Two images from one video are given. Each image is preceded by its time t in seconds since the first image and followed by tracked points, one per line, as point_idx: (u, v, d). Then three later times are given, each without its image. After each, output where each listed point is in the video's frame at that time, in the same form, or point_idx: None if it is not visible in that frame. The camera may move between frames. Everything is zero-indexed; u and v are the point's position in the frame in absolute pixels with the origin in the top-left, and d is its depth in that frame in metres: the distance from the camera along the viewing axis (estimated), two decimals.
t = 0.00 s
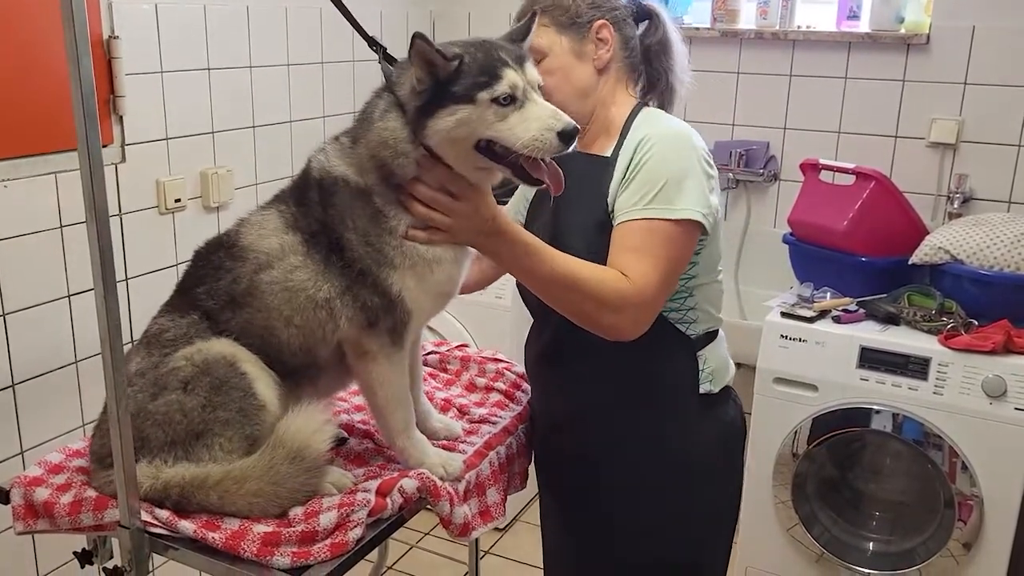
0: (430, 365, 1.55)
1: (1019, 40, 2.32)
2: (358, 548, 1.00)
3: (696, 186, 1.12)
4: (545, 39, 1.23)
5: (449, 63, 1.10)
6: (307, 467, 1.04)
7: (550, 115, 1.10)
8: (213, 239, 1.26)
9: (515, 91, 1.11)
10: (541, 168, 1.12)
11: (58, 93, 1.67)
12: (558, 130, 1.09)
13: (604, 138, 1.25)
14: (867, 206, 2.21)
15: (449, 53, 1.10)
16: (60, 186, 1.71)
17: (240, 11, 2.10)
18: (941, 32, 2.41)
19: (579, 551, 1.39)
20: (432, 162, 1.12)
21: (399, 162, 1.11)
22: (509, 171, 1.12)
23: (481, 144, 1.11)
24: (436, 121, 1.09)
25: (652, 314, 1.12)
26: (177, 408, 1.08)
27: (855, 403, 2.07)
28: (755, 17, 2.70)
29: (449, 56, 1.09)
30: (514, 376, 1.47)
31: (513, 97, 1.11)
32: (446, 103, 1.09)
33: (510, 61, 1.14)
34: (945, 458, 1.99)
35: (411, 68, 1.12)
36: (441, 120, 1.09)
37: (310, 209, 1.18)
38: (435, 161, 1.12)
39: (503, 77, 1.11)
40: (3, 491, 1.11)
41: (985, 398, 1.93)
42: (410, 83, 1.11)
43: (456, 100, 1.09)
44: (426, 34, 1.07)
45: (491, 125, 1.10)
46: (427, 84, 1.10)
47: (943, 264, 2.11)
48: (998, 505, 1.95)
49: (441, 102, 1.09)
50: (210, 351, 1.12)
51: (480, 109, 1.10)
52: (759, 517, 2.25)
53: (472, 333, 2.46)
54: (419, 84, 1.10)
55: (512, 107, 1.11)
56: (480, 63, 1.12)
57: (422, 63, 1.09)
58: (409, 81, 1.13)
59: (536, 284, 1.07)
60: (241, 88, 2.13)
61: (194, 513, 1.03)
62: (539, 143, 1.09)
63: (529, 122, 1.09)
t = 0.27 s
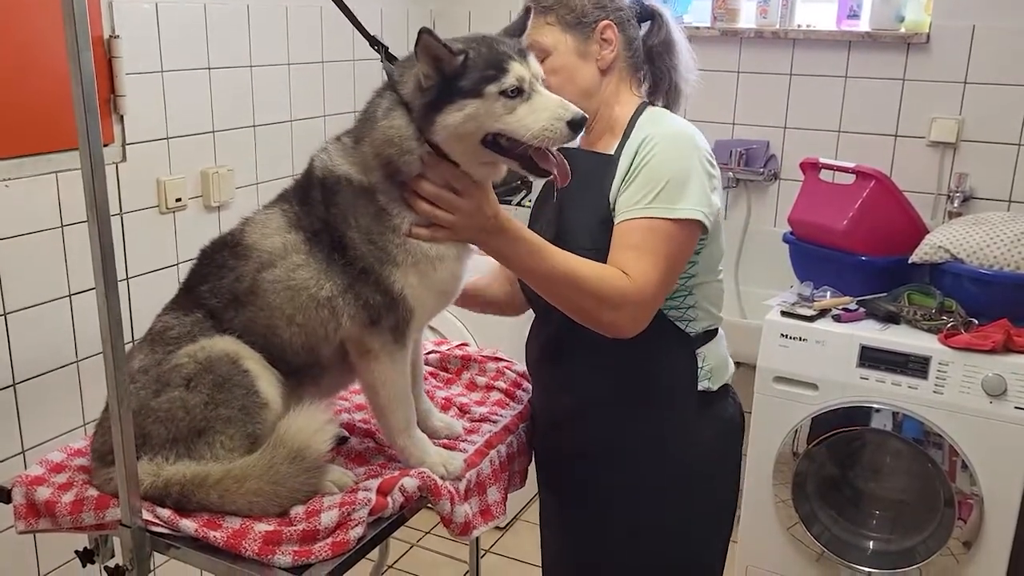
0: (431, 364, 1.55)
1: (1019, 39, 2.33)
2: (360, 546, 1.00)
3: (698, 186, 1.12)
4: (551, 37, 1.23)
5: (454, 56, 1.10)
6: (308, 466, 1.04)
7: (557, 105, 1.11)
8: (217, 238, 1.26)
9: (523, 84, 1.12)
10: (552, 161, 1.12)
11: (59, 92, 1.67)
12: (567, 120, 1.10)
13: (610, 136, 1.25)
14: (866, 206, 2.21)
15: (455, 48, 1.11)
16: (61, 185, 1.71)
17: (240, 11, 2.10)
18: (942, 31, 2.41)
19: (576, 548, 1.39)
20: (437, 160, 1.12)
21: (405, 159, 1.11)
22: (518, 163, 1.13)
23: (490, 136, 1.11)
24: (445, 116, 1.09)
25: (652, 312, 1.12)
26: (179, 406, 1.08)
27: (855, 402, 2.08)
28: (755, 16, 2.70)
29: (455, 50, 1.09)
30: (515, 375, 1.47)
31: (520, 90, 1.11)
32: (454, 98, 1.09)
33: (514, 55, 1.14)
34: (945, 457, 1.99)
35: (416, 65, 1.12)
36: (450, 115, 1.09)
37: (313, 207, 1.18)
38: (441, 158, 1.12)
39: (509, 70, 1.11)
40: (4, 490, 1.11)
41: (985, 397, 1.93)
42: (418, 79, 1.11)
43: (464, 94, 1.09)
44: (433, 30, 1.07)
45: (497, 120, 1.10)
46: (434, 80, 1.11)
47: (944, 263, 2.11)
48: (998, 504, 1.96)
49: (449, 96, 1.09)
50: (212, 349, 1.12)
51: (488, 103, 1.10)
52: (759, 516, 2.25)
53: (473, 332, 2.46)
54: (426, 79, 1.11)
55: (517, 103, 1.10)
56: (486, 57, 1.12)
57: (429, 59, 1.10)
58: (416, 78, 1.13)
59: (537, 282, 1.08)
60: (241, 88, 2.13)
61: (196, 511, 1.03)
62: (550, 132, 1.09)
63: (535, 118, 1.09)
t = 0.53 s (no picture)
0: (432, 368, 1.55)
1: (1017, 44, 2.34)
2: (361, 550, 1.01)
3: (695, 188, 1.13)
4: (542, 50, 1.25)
5: (455, 64, 1.10)
6: (310, 472, 1.05)
7: (559, 108, 1.11)
8: (218, 242, 1.26)
9: (523, 88, 1.12)
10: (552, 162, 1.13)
11: (61, 97, 1.68)
12: (568, 122, 1.11)
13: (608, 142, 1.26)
14: (865, 210, 2.21)
15: (455, 54, 1.10)
16: (63, 190, 1.72)
17: (242, 16, 2.11)
18: (940, 36, 2.42)
19: (577, 548, 1.41)
20: (439, 166, 1.12)
21: (407, 166, 1.12)
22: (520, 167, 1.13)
23: (491, 142, 1.12)
24: (448, 123, 1.10)
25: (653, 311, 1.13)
26: (180, 412, 1.09)
27: (854, 405, 2.08)
28: (755, 21, 2.72)
29: (456, 58, 1.09)
30: (515, 379, 1.48)
31: (521, 94, 1.12)
32: (456, 104, 1.10)
33: (513, 58, 1.15)
34: (944, 460, 2.00)
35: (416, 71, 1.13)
36: (452, 121, 1.10)
37: (314, 214, 1.18)
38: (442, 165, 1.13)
39: (509, 75, 1.12)
40: (8, 494, 1.12)
41: (983, 400, 1.94)
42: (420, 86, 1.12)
43: (466, 100, 1.10)
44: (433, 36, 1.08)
45: (497, 128, 1.11)
46: (436, 86, 1.11)
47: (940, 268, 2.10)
48: (996, 507, 1.96)
49: (451, 103, 1.10)
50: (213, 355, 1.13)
51: (490, 108, 1.10)
52: (758, 519, 2.26)
53: (473, 336, 2.47)
54: (427, 86, 1.11)
55: (517, 112, 1.11)
56: (486, 62, 1.12)
57: (428, 67, 1.10)
58: (417, 84, 1.13)
59: (538, 284, 1.10)
60: (243, 93, 2.14)
61: (197, 515, 1.04)
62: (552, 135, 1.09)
63: (536, 123, 1.10)
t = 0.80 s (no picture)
0: (433, 368, 1.55)
1: (1017, 44, 2.34)
2: (362, 551, 1.01)
3: (688, 185, 1.13)
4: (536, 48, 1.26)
5: (456, 63, 1.10)
6: (311, 473, 1.05)
7: (560, 107, 1.12)
8: (218, 243, 1.26)
9: (524, 88, 1.12)
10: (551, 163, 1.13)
11: (62, 98, 1.68)
12: (569, 122, 1.11)
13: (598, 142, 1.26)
14: (866, 211, 2.21)
15: (455, 53, 1.10)
16: (64, 190, 1.72)
17: (242, 16, 2.11)
18: (941, 36, 2.42)
19: (578, 548, 1.41)
20: (438, 166, 1.12)
21: (406, 167, 1.12)
22: (519, 167, 1.13)
23: (491, 142, 1.12)
24: (449, 123, 1.10)
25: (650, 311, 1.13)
26: (180, 412, 1.09)
27: (854, 406, 2.09)
28: (755, 21, 2.72)
29: (456, 57, 1.09)
30: (516, 379, 1.48)
31: (522, 94, 1.12)
32: (455, 104, 1.10)
33: (512, 58, 1.15)
34: (944, 460, 2.00)
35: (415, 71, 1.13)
36: (452, 122, 1.10)
37: (314, 214, 1.18)
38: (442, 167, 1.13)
39: (509, 75, 1.12)
40: (9, 495, 1.12)
41: (984, 401, 1.94)
42: (419, 85, 1.12)
43: (466, 100, 1.10)
44: (433, 34, 1.08)
45: (495, 130, 1.11)
46: (436, 86, 1.11)
47: (942, 268, 2.11)
48: (997, 507, 1.96)
49: (451, 103, 1.10)
50: (213, 355, 1.13)
51: (491, 108, 1.10)
52: (759, 519, 2.26)
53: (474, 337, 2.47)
54: (427, 86, 1.11)
55: (518, 112, 1.11)
56: (487, 61, 1.12)
57: (427, 67, 1.09)
58: (416, 84, 1.13)
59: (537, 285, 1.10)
60: (243, 94, 2.14)
61: (198, 516, 1.04)
62: (551, 137, 1.10)
63: (536, 125, 1.10)
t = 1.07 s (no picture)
0: (434, 372, 1.55)
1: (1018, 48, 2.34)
2: (363, 554, 1.01)
3: (685, 186, 1.14)
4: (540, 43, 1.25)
5: (456, 69, 1.10)
6: (312, 478, 1.05)
7: (561, 112, 1.12)
8: (214, 248, 1.26)
9: (524, 93, 1.12)
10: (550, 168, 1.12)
11: (63, 101, 1.68)
12: (569, 126, 1.11)
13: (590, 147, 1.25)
14: (867, 213, 2.22)
15: (455, 59, 1.10)
16: (65, 194, 1.72)
17: (243, 20, 2.11)
18: (941, 40, 2.42)
19: (579, 552, 1.41)
20: (437, 170, 1.12)
21: (405, 171, 1.12)
22: (518, 170, 1.12)
23: (491, 146, 1.12)
24: (450, 129, 1.10)
25: (650, 312, 1.14)
26: (179, 417, 1.09)
27: (855, 409, 2.08)
28: (756, 24, 2.72)
29: (457, 63, 1.09)
30: (517, 382, 1.48)
31: (523, 99, 1.12)
32: (456, 110, 1.10)
33: (511, 63, 1.15)
34: (945, 463, 2.00)
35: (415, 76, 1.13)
36: (452, 126, 1.10)
37: (311, 219, 1.18)
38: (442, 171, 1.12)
39: (510, 81, 1.12)
40: (10, 498, 1.12)
41: (985, 404, 1.94)
42: (420, 90, 1.12)
43: (467, 104, 1.10)
44: (435, 41, 1.08)
45: (496, 133, 1.11)
46: (436, 91, 1.11)
47: (943, 271, 2.11)
48: (998, 510, 1.96)
49: (451, 108, 1.10)
50: (211, 360, 1.13)
51: (492, 112, 1.10)
52: (760, 522, 2.25)
53: (474, 340, 2.47)
54: (427, 91, 1.11)
55: (517, 117, 1.11)
56: (487, 67, 1.13)
57: (428, 71, 1.10)
58: (416, 88, 1.13)
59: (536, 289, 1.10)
60: (244, 97, 2.14)
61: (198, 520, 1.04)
62: (552, 143, 1.10)
63: (536, 128, 1.10)
